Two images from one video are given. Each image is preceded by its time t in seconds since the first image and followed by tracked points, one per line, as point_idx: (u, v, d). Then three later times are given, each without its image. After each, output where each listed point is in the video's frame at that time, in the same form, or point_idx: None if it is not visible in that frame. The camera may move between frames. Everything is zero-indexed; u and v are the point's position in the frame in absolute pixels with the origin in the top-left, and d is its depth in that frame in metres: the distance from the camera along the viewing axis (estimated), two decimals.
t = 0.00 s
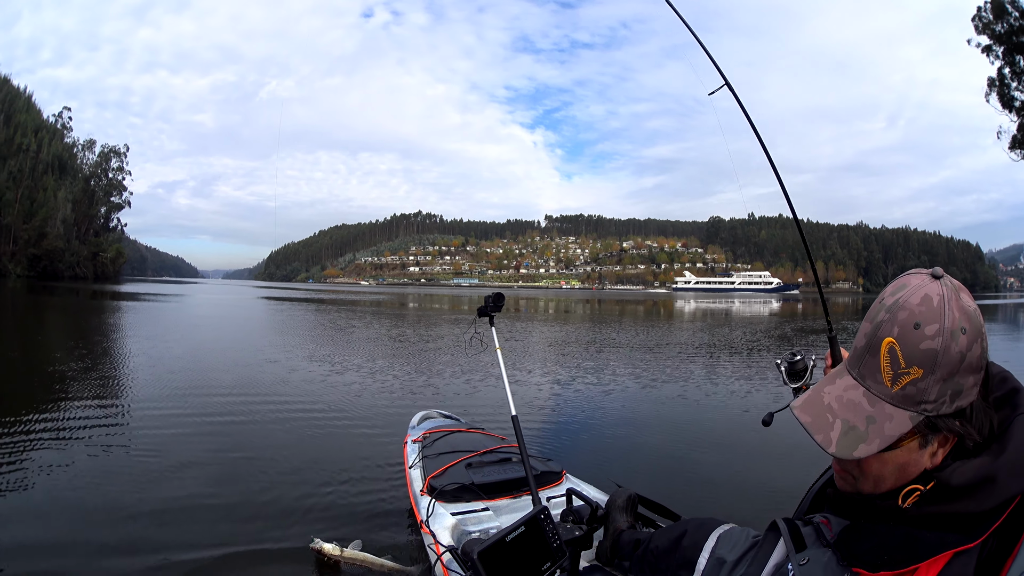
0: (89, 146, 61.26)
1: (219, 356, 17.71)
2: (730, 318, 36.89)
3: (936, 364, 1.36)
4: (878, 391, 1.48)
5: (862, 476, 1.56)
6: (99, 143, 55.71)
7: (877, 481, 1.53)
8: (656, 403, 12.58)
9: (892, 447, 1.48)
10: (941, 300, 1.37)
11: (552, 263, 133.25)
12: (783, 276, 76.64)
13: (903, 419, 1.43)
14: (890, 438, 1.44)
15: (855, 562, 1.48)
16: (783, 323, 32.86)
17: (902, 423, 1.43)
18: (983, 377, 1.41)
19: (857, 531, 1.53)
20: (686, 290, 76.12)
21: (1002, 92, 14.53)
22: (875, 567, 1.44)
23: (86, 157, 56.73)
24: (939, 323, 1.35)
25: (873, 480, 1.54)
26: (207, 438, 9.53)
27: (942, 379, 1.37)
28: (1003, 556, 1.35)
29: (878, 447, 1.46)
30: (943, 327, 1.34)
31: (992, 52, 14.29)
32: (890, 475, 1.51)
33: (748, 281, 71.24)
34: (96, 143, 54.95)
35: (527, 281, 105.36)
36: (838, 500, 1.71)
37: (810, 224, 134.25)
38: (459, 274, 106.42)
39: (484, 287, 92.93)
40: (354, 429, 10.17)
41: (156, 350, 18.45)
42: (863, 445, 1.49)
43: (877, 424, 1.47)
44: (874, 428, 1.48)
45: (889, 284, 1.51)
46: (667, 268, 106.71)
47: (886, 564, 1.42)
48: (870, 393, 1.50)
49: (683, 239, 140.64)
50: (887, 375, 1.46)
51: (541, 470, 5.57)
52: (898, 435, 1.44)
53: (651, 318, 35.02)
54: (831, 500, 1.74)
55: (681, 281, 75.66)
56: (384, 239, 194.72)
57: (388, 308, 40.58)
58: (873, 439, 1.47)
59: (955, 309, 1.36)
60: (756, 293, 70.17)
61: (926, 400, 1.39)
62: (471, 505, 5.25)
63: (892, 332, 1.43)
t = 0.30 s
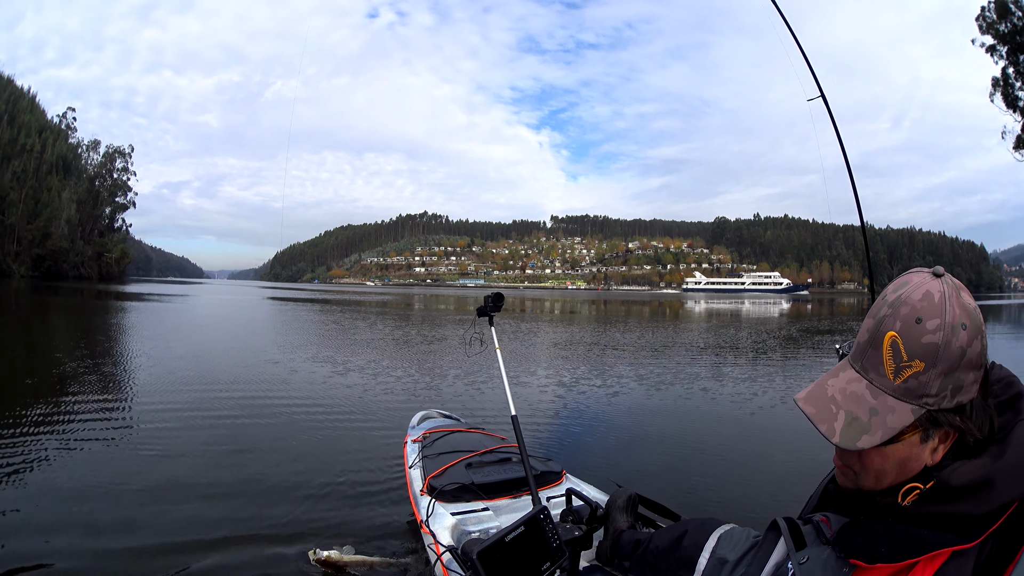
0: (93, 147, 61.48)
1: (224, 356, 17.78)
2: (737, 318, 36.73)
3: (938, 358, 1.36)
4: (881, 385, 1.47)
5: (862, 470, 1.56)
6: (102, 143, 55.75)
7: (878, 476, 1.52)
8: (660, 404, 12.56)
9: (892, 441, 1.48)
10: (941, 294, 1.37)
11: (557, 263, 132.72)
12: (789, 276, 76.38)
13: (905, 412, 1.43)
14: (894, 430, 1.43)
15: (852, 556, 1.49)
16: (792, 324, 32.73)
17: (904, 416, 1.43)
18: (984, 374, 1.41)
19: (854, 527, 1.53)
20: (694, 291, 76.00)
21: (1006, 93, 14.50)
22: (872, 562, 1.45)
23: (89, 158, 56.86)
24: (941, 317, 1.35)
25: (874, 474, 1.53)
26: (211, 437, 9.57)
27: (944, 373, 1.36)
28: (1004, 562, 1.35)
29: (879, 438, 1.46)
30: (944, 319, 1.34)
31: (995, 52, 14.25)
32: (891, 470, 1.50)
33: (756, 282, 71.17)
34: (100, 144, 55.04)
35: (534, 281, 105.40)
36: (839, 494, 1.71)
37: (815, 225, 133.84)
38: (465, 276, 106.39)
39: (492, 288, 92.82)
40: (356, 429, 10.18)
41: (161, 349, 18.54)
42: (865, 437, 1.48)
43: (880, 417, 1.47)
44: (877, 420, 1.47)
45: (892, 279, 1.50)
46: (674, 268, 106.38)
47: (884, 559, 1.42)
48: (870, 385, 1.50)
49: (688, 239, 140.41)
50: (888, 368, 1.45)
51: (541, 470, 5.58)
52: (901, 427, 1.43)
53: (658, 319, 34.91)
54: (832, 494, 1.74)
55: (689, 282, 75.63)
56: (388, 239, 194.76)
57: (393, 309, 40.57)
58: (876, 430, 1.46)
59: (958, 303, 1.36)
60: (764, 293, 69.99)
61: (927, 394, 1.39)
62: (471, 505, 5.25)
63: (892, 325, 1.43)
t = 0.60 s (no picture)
0: (97, 150, 61.64)
1: (227, 356, 17.86)
2: (743, 318, 36.63)
3: (945, 358, 1.35)
4: (889, 387, 1.46)
5: (869, 472, 1.54)
6: (105, 146, 55.83)
7: (885, 477, 1.51)
8: (664, 403, 12.54)
9: (900, 442, 1.46)
10: (948, 294, 1.36)
11: (562, 263, 132.56)
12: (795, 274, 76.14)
13: (912, 413, 1.42)
14: (902, 432, 1.42)
15: (856, 555, 1.48)
16: (798, 323, 32.59)
17: (912, 418, 1.42)
18: (990, 373, 1.41)
19: (858, 526, 1.53)
20: (700, 290, 75.83)
21: (1008, 89, 14.45)
22: (873, 562, 1.45)
23: (93, 161, 56.98)
24: (947, 317, 1.35)
25: (881, 477, 1.52)
26: (215, 435, 9.61)
27: (951, 373, 1.36)
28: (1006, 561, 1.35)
29: (889, 441, 1.44)
30: (952, 319, 1.34)
31: (998, 47, 14.20)
32: (898, 471, 1.49)
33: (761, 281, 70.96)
34: (103, 146, 55.12)
35: (539, 280, 105.33)
36: (843, 495, 1.70)
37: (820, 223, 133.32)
38: (470, 275, 106.26)
39: (497, 288, 92.77)
40: (357, 429, 10.19)
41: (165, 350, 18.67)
42: (875, 439, 1.47)
43: (888, 418, 1.45)
44: (884, 421, 1.46)
45: (900, 276, 1.49)
46: (680, 267, 106.14)
47: (887, 558, 1.41)
48: (880, 387, 1.48)
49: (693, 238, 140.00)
50: (897, 369, 1.44)
51: (541, 470, 5.58)
52: (910, 429, 1.42)
53: (664, 317, 34.80)
54: (836, 494, 1.73)
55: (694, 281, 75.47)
56: (391, 240, 194.90)
57: (397, 309, 40.54)
58: (885, 432, 1.45)
59: (965, 303, 1.35)
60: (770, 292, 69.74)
61: (936, 394, 1.38)
62: (471, 505, 5.25)
63: (901, 326, 1.42)
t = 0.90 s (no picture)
0: (102, 150, 61.65)
1: (231, 356, 17.90)
2: (749, 317, 36.54)
3: (947, 374, 1.35)
4: (891, 405, 1.46)
5: (869, 488, 1.54)
6: (110, 146, 55.93)
7: (886, 491, 1.51)
8: (667, 403, 12.52)
9: (901, 457, 1.46)
10: (948, 307, 1.36)
11: (566, 263, 132.42)
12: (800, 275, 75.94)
13: (914, 430, 1.42)
14: (905, 451, 1.42)
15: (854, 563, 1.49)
16: (806, 323, 32.48)
17: (914, 435, 1.42)
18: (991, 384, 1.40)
19: (856, 535, 1.54)
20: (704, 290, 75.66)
21: (1011, 88, 14.43)
22: (872, 571, 1.46)
23: (97, 160, 57.02)
24: (949, 332, 1.34)
25: (881, 490, 1.52)
26: (218, 433, 9.63)
27: (952, 388, 1.36)
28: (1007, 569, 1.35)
29: (891, 461, 1.43)
30: (953, 335, 1.33)
31: (1001, 47, 14.19)
32: (900, 485, 1.49)
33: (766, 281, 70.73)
34: (108, 146, 55.22)
35: (544, 280, 105.20)
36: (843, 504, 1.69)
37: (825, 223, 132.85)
38: (474, 276, 106.09)
39: (503, 288, 92.61)
40: (359, 427, 10.19)
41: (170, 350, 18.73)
42: (876, 461, 1.46)
43: (889, 438, 1.45)
44: (886, 442, 1.45)
45: (898, 287, 1.49)
46: (684, 268, 105.88)
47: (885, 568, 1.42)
48: (881, 406, 1.48)
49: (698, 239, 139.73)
50: (896, 387, 1.44)
51: (541, 470, 5.58)
52: (911, 447, 1.42)
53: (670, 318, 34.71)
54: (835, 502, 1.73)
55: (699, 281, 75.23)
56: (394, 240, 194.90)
57: (402, 309, 40.49)
58: (886, 453, 1.44)
59: (965, 316, 1.36)
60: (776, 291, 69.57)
61: (937, 410, 1.38)
62: (471, 505, 5.25)
63: (901, 343, 1.42)
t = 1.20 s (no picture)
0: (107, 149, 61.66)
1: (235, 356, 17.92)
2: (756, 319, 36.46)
3: (945, 375, 1.35)
4: (888, 407, 1.45)
5: (869, 489, 1.53)
6: (116, 145, 56.03)
7: (885, 493, 1.50)
8: (670, 405, 12.50)
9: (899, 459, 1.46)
10: (946, 307, 1.36)
11: (570, 264, 132.34)
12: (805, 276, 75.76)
13: (913, 433, 1.41)
14: (902, 453, 1.41)
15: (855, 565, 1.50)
16: (812, 325, 32.43)
17: (912, 437, 1.41)
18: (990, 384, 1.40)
19: (855, 536, 1.54)
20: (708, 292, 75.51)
21: (1016, 90, 14.41)
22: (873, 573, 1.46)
23: (103, 160, 57.05)
24: (946, 333, 1.34)
25: (881, 492, 1.51)
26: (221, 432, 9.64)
27: (951, 389, 1.35)
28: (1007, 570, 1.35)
29: (889, 462, 1.43)
30: (949, 336, 1.33)
31: (1006, 49, 14.18)
32: (899, 486, 1.48)
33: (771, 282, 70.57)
34: (113, 145, 55.32)
35: (548, 281, 105.07)
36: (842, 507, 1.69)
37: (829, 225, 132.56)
38: (478, 277, 105.94)
39: (507, 288, 92.43)
40: (360, 426, 10.20)
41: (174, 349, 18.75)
42: (873, 461, 1.46)
43: (888, 439, 1.44)
44: (883, 445, 1.45)
45: (896, 289, 1.49)
46: (689, 269, 105.70)
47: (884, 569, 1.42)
48: (878, 408, 1.48)
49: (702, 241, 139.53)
50: (894, 390, 1.44)
51: (541, 470, 5.57)
52: (910, 448, 1.41)
53: (676, 320, 34.63)
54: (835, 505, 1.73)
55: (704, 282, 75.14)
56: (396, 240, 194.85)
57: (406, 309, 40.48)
58: (883, 456, 1.44)
59: (962, 316, 1.35)
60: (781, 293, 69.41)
61: (935, 412, 1.38)
62: (471, 505, 5.25)
63: (898, 344, 1.42)
